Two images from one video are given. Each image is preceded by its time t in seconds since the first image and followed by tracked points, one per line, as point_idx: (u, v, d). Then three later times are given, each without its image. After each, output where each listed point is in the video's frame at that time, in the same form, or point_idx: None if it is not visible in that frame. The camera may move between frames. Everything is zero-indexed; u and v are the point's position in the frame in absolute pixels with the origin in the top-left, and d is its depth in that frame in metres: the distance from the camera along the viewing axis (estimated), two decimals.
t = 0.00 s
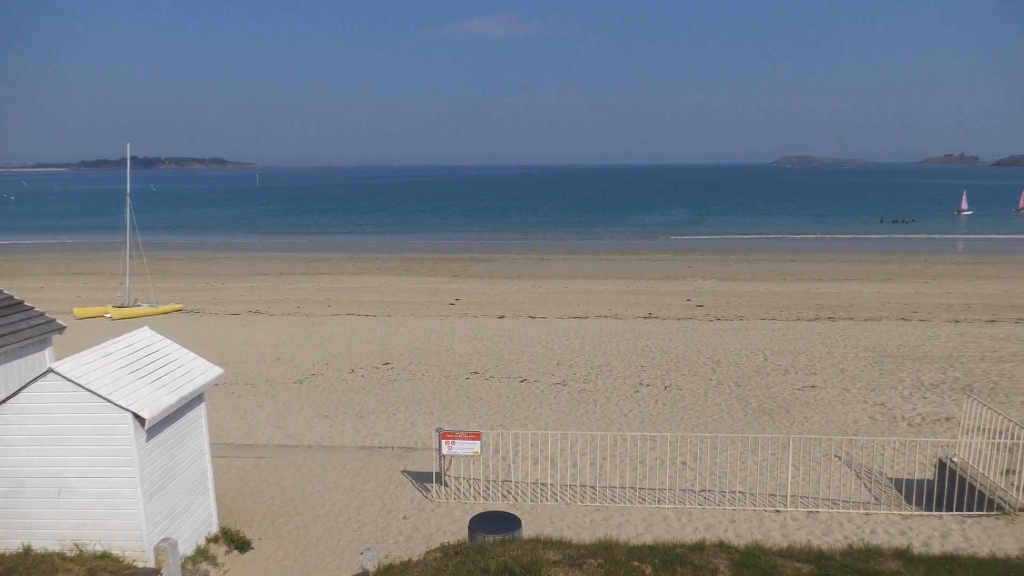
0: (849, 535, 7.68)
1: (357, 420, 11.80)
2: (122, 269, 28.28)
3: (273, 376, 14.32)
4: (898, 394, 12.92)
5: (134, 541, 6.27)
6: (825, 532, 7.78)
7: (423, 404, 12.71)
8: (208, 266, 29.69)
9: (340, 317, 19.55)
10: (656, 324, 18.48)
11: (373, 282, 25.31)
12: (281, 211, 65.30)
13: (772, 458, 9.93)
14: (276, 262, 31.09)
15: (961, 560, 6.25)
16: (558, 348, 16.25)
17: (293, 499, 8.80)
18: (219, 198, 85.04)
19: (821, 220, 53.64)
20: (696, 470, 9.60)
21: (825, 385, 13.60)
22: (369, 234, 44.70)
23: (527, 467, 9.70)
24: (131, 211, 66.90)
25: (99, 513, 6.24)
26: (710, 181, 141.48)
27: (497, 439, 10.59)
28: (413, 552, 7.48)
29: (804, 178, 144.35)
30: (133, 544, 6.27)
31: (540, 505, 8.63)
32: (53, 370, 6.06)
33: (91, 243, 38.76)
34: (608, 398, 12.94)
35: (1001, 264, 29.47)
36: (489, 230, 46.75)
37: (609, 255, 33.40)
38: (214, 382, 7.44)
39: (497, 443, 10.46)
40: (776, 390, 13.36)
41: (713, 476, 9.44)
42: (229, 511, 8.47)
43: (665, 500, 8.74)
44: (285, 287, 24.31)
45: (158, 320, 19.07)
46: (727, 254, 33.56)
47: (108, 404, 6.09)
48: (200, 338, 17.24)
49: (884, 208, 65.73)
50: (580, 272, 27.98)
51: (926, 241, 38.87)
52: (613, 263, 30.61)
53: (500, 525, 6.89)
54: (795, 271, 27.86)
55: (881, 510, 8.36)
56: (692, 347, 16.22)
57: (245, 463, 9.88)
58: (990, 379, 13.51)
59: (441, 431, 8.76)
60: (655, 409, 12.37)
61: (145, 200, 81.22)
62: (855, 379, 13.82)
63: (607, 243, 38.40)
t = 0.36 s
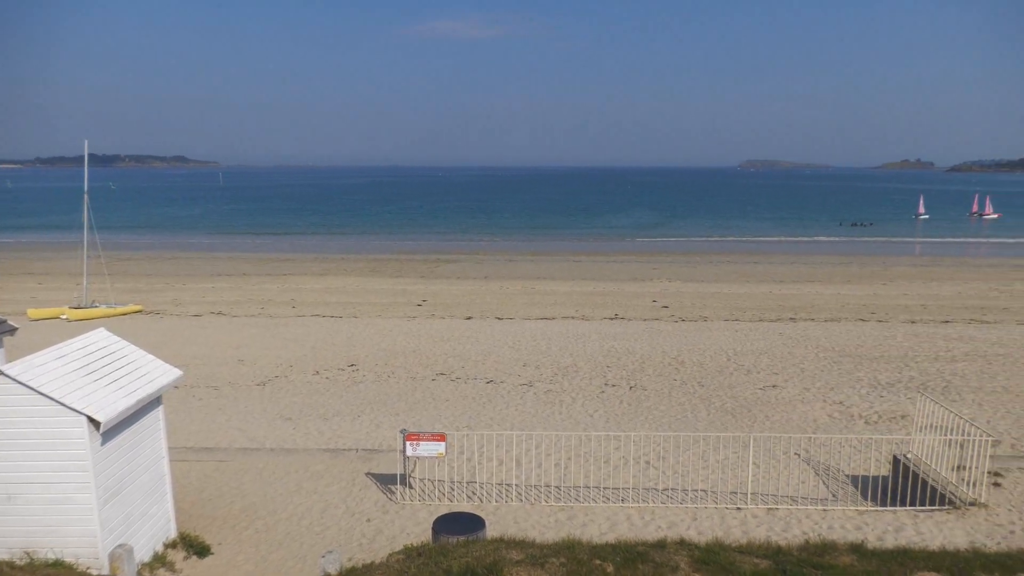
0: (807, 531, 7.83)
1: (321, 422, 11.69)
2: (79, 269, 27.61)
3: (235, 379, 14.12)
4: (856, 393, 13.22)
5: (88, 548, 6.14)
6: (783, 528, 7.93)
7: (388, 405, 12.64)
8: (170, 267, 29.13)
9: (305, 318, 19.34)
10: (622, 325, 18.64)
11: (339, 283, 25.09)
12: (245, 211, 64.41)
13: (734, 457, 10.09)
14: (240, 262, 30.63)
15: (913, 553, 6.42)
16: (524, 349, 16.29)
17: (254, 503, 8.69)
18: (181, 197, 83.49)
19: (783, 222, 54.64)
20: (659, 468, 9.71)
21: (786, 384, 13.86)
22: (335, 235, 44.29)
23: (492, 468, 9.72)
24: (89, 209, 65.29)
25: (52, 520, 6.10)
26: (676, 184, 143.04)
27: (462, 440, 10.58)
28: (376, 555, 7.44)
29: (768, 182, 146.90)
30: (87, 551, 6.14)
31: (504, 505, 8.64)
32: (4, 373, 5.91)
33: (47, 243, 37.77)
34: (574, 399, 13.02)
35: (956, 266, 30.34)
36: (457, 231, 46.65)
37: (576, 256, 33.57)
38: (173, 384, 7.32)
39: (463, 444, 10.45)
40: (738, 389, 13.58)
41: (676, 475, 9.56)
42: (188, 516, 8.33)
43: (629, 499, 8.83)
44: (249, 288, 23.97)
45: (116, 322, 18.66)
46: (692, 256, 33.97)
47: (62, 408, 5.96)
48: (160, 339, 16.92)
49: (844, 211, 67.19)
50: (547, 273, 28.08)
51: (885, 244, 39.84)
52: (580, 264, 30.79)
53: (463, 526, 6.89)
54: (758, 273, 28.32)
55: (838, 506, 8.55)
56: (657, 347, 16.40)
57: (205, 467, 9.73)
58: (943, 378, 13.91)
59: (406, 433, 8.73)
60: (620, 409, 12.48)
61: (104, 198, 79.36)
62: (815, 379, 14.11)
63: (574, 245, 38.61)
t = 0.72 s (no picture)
0: (768, 522, 7.99)
1: (286, 422, 11.57)
2: (35, 268, 26.86)
3: (198, 379, 13.89)
4: (816, 387, 13.50)
5: (44, 552, 6.01)
6: (746, 520, 8.07)
7: (354, 404, 12.56)
8: (130, 265, 28.48)
9: (270, 317, 19.07)
10: (589, 322, 18.75)
11: (305, 281, 24.81)
12: (208, 208, 63.26)
13: (698, 451, 10.24)
14: (203, 260, 30.09)
15: (870, 542, 6.59)
16: (492, 346, 16.31)
17: (218, 505, 8.57)
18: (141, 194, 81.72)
19: (747, 220, 55.44)
20: (625, 464, 9.81)
21: (749, 379, 14.08)
22: (301, 232, 43.76)
23: (459, 465, 9.72)
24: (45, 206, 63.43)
25: (7, 525, 5.96)
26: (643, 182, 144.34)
27: (429, 438, 10.56)
28: (343, 554, 7.40)
29: (733, 180, 148.87)
30: (44, 556, 6.01)
31: (471, 503, 8.65)
32: None
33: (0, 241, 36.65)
34: (541, 396, 13.08)
35: (913, 263, 31.11)
36: (424, 229, 46.45)
37: (544, 254, 33.64)
38: (132, 385, 7.18)
39: (430, 442, 10.43)
40: (703, 384, 13.77)
41: (641, 469, 9.67)
42: (149, 519, 8.18)
43: (595, 494, 8.91)
44: (212, 286, 23.57)
45: (74, 322, 18.20)
46: (659, 253, 34.30)
47: (15, 410, 5.81)
48: (120, 340, 16.56)
49: (806, 209, 68.46)
50: (515, 271, 28.11)
51: (845, 242, 40.69)
52: (548, 262, 30.88)
53: (430, 523, 6.90)
54: (723, 270, 28.70)
55: (799, 498, 8.73)
56: (624, 344, 16.55)
57: (166, 468, 9.56)
58: (900, 372, 14.28)
59: (372, 432, 8.68)
60: (587, 405, 12.58)
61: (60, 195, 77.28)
62: (776, 373, 14.38)
63: (543, 243, 38.71)
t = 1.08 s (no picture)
0: (726, 516, 8.11)
1: (244, 427, 11.36)
2: None
3: (153, 384, 13.58)
4: (773, 383, 13.76)
5: None
6: (705, 515, 8.19)
7: (315, 407, 12.41)
8: (82, 268, 27.71)
9: (228, 320, 18.73)
10: (551, 322, 18.82)
11: (264, 283, 24.43)
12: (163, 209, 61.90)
13: (658, 447, 10.35)
14: (158, 263, 29.42)
15: (822, 533, 6.75)
16: (455, 347, 16.26)
17: (173, 512, 8.38)
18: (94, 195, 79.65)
19: (707, 220, 56.24)
20: (587, 462, 9.87)
21: (708, 376, 14.29)
22: (260, 233, 43.09)
23: (421, 467, 9.67)
24: None
25: None
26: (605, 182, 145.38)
27: (391, 440, 10.48)
28: (302, 560, 7.31)
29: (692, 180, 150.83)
30: None
31: (434, 504, 8.60)
32: None
33: None
34: (503, 396, 13.08)
35: (866, 260, 31.91)
36: (386, 229, 46.14)
37: (507, 254, 33.67)
38: (81, 392, 6.98)
39: (391, 444, 10.36)
40: (664, 382, 13.93)
41: (603, 467, 9.73)
42: (100, 529, 7.96)
43: (557, 493, 8.95)
44: (167, 289, 23.07)
45: (21, 327, 17.64)
46: (621, 253, 34.62)
47: None
48: (70, 345, 16.10)
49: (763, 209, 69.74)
50: (478, 271, 28.07)
51: (801, 240, 41.58)
52: (511, 262, 30.92)
53: (391, 526, 6.85)
54: (683, 269, 29.07)
55: (756, 491, 8.89)
56: (586, 342, 16.66)
57: (119, 477, 9.32)
58: (854, 366, 14.63)
59: (332, 435, 8.58)
60: (549, 405, 12.62)
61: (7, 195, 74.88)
62: (735, 370, 14.62)
63: (506, 243, 38.75)
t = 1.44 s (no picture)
0: (678, 508, 8.25)
1: (191, 432, 11.09)
2: None
3: (95, 390, 13.14)
4: (723, 376, 14.03)
5: None
6: (657, 507, 8.31)
7: (266, 410, 12.18)
8: (18, 271, 26.64)
9: (174, 323, 18.25)
10: (506, 319, 18.86)
11: (212, 284, 23.87)
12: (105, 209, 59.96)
13: (611, 443, 10.47)
14: (100, 265, 28.48)
15: (769, 521, 6.92)
16: (409, 346, 16.16)
17: (116, 523, 8.13)
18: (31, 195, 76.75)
19: (659, 217, 57.05)
20: (542, 459, 9.92)
21: (660, 370, 14.50)
22: (207, 234, 42.11)
23: (375, 468, 9.58)
24: None
25: None
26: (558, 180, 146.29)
27: (344, 442, 10.36)
28: (252, 567, 7.17)
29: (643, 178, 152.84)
30: None
31: (387, 505, 8.53)
32: None
33: None
34: (458, 394, 13.05)
35: (811, 256, 32.80)
36: (339, 228, 45.54)
37: (461, 252, 33.60)
38: (15, 401, 6.70)
39: (344, 446, 10.24)
40: (617, 378, 14.08)
41: (557, 463, 9.80)
42: (39, 543, 7.68)
43: (512, 490, 8.97)
44: (110, 292, 22.36)
45: None
46: (574, 249, 34.87)
47: None
48: (6, 351, 15.49)
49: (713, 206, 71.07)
50: (432, 270, 27.95)
51: (749, 237, 42.53)
52: (465, 260, 30.86)
53: (344, 529, 6.77)
54: (635, 265, 29.43)
55: (707, 483, 9.07)
56: (540, 340, 16.74)
57: (58, 487, 9.00)
58: (800, 358, 15.02)
59: (282, 438, 8.42)
60: (504, 402, 12.64)
61: None
62: (686, 364, 14.87)
63: (459, 241, 38.66)
